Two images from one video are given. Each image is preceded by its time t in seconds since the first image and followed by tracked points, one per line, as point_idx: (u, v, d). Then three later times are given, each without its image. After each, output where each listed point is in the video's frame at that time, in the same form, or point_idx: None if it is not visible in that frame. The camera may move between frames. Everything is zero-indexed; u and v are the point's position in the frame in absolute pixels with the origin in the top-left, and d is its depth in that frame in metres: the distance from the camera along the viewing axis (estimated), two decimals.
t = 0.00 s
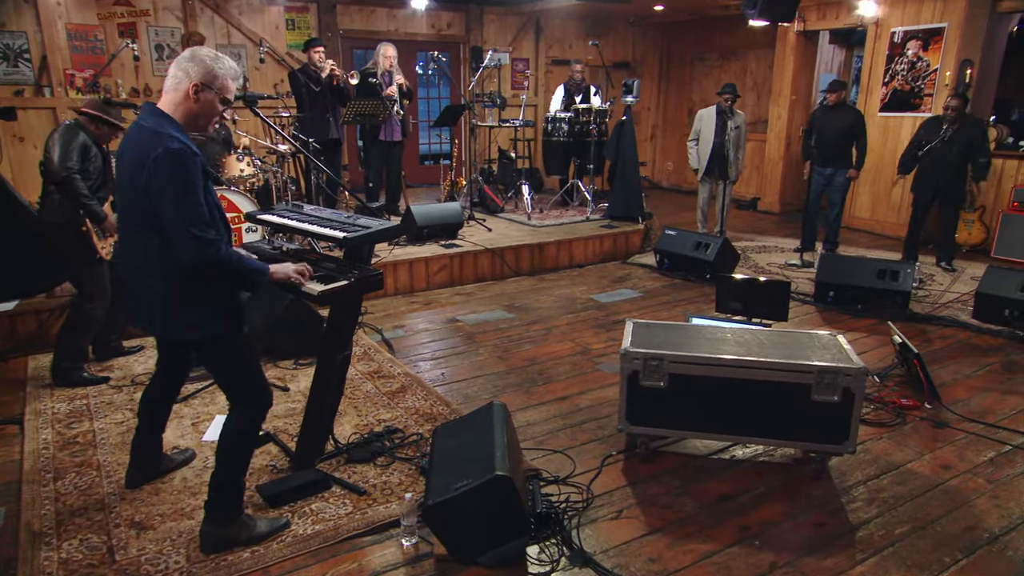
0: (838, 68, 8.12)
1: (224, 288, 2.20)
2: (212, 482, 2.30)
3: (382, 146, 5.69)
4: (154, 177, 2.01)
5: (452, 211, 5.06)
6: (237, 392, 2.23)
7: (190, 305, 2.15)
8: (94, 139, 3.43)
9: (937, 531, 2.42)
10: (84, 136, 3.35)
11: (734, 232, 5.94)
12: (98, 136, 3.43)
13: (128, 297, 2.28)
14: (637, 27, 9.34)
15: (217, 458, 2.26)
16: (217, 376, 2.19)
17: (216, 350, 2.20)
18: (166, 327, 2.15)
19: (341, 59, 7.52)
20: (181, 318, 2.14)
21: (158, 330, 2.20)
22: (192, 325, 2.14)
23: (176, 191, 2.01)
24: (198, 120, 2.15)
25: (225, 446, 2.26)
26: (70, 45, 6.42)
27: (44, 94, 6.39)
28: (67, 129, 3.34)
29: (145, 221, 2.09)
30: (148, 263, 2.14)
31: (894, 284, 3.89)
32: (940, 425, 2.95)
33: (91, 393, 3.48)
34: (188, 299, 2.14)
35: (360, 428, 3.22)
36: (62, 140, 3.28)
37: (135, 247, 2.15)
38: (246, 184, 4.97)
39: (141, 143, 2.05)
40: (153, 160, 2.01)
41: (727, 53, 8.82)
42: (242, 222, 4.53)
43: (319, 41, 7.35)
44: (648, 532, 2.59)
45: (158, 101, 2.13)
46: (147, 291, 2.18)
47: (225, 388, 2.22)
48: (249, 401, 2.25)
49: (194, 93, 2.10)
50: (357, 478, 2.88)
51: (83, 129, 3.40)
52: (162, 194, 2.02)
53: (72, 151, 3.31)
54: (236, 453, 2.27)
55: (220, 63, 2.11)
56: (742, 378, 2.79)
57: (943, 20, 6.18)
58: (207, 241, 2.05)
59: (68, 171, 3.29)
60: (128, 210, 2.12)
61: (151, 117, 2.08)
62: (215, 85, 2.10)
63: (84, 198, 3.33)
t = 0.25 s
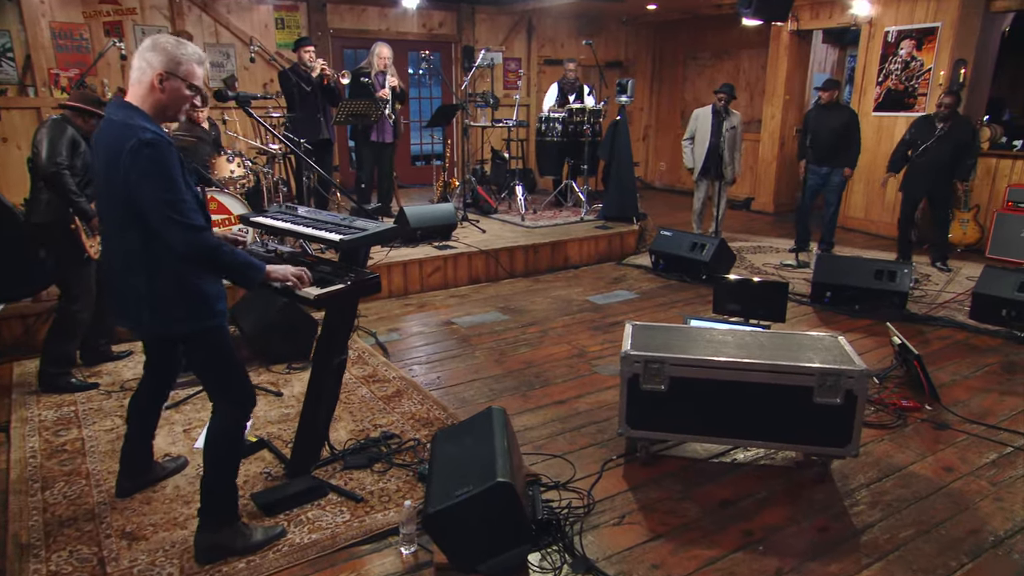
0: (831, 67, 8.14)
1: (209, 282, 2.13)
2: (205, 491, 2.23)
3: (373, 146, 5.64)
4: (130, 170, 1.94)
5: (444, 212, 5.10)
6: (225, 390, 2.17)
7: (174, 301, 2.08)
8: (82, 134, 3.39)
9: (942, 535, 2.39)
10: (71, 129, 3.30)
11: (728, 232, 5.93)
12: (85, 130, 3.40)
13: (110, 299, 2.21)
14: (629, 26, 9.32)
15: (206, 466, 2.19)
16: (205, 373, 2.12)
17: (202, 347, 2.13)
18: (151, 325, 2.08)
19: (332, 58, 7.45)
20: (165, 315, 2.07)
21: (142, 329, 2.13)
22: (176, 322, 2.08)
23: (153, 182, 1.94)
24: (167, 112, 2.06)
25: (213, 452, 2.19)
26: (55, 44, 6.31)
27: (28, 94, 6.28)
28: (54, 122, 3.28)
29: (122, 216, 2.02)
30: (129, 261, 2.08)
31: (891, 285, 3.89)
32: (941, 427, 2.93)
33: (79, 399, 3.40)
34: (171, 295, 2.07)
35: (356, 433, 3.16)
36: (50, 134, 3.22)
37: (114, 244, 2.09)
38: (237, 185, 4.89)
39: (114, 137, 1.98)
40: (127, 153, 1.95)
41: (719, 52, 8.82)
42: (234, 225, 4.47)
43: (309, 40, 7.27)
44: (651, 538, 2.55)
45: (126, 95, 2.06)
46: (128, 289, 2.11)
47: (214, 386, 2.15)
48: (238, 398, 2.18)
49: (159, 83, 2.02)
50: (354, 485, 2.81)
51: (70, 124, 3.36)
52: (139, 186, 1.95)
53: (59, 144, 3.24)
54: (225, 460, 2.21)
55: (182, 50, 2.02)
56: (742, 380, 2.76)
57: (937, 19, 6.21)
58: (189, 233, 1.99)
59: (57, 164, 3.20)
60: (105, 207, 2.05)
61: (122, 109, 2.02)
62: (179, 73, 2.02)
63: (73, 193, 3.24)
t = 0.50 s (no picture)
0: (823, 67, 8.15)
1: (199, 288, 2.08)
2: (197, 500, 2.17)
3: (364, 147, 5.59)
4: (114, 174, 1.89)
5: (436, 214, 4.99)
6: (218, 397, 2.11)
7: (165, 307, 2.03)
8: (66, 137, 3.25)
9: (945, 538, 2.37)
10: (53, 133, 3.18)
11: (722, 232, 5.92)
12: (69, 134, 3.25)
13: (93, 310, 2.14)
14: (621, 26, 9.30)
15: (199, 473, 2.14)
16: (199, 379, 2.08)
17: (194, 354, 2.08)
18: (141, 333, 2.02)
19: (321, 58, 7.38)
20: (154, 322, 2.01)
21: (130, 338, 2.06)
22: (167, 329, 2.02)
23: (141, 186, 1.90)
24: (146, 115, 2.01)
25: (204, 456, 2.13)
26: (38, 43, 6.19)
27: (11, 94, 6.16)
28: (36, 125, 3.17)
29: (107, 224, 1.96)
30: (114, 269, 2.02)
31: (887, 286, 3.89)
32: (940, 429, 2.92)
33: (66, 407, 3.31)
34: (160, 302, 2.02)
35: (350, 439, 3.11)
36: (30, 139, 3.13)
37: (97, 252, 2.02)
38: (226, 186, 4.82)
39: (94, 142, 1.92)
40: (111, 157, 1.89)
41: (711, 52, 8.82)
42: (224, 227, 4.39)
43: (297, 40, 7.19)
44: (653, 543, 2.51)
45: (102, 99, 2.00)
46: (113, 298, 2.05)
47: (207, 390, 2.11)
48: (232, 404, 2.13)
49: (134, 86, 1.96)
50: (349, 492, 2.75)
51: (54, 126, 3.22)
52: (125, 191, 1.90)
53: (41, 150, 3.14)
54: (218, 469, 2.15)
55: (156, 51, 1.97)
56: (743, 383, 2.73)
57: (929, 19, 6.24)
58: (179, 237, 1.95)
59: (37, 171, 3.13)
60: (85, 215, 1.98)
61: (99, 114, 1.96)
62: (154, 73, 1.96)
63: (53, 201, 3.16)
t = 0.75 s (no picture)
0: (814, 67, 8.18)
1: (201, 288, 2.06)
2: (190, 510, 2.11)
3: (354, 148, 5.52)
4: (121, 171, 1.87)
5: (429, 215, 5.00)
6: (221, 397, 2.09)
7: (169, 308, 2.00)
8: (43, 137, 3.25)
9: (946, 541, 2.36)
10: (31, 133, 3.17)
11: (714, 233, 5.92)
12: (47, 133, 3.25)
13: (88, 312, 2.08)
14: (612, 26, 9.29)
15: (197, 478, 2.10)
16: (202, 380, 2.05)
17: (198, 354, 2.05)
18: (145, 334, 1.99)
19: (310, 58, 7.31)
20: (159, 322, 1.99)
21: (131, 339, 2.03)
22: (171, 329, 2.00)
23: (148, 182, 1.87)
24: (139, 105, 1.99)
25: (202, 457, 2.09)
26: (21, 43, 6.08)
27: None
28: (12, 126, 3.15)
29: (110, 222, 1.92)
30: (116, 268, 1.98)
31: (881, 286, 3.89)
32: (937, 430, 2.91)
33: (53, 414, 3.24)
34: (165, 302, 1.99)
35: (345, 444, 3.05)
36: (9, 139, 3.10)
37: (97, 251, 1.98)
38: (215, 188, 4.75)
39: (97, 138, 1.89)
40: (117, 154, 1.87)
41: (702, 53, 8.83)
42: (212, 229, 4.31)
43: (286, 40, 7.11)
44: (653, 549, 2.48)
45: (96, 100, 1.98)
46: (113, 298, 2.01)
47: (210, 391, 2.09)
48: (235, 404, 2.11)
49: (116, 80, 1.94)
50: (345, 499, 2.70)
51: (34, 126, 3.22)
52: (130, 188, 1.88)
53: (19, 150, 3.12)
54: (214, 476, 2.10)
55: (122, 36, 1.92)
56: (742, 386, 2.72)
57: (919, 20, 6.28)
58: (187, 235, 1.93)
59: (17, 174, 3.09)
60: (85, 213, 1.94)
61: (100, 110, 1.93)
62: (128, 57, 1.92)
63: (35, 204, 3.12)
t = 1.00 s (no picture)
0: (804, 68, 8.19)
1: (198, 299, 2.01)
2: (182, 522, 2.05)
3: (343, 150, 5.46)
4: (120, 180, 1.82)
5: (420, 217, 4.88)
6: (218, 410, 2.03)
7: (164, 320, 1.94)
8: (20, 136, 3.11)
9: (946, 544, 2.35)
10: (9, 134, 3.01)
11: (706, 234, 5.92)
12: (24, 131, 3.12)
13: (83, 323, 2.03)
14: (602, 27, 9.28)
15: (195, 493, 2.05)
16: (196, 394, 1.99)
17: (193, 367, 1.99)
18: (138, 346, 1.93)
19: (299, 58, 7.24)
20: (154, 334, 1.93)
21: (126, 351, 1.97)
22: (168, 341, 1.94)
23: (147, 192, 1.82)
24: (149, 114, 1.95)
25: (199, 469, 2.05)
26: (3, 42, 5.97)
27: None
28: None
29: (106, 231, 1.87)
30: (112, 279, 1.92)
31: (875, 287, 3.90)
32: (934, 432, 2.91)
33: (38, 422, 3.16)
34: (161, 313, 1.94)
35: (339, 451, 3.00)
36: None
37: (93, 262, 1.93)
38: (204, 190, 4.68)
39: (98, 146, 1.85)
40: (116, 163, 1.82)
41: (693, 53, 8.84)
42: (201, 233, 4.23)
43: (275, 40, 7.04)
44: (654, 554, 2.45)
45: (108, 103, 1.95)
46: (109, 310, 1.96)
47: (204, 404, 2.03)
48: (233, 418, 2.05)
49: (127, 86, 1.91)
50: (340, 506, 2.65)
51: (11, 126, 3.09)
52: (128, 197, 1.83)
53: None
54: (207, 487, 2.05)
55: (138, 41, 1.89)
56: (742, 389, 2.70)
57: (909, 21, 6.31)
58: (185, 245, 1.87)
59: None
60: (83, 220, 1.89)
61: (103, 117, 1.89)
62: (140, 64, 1.88)
63: (20, 212, 2.98)
